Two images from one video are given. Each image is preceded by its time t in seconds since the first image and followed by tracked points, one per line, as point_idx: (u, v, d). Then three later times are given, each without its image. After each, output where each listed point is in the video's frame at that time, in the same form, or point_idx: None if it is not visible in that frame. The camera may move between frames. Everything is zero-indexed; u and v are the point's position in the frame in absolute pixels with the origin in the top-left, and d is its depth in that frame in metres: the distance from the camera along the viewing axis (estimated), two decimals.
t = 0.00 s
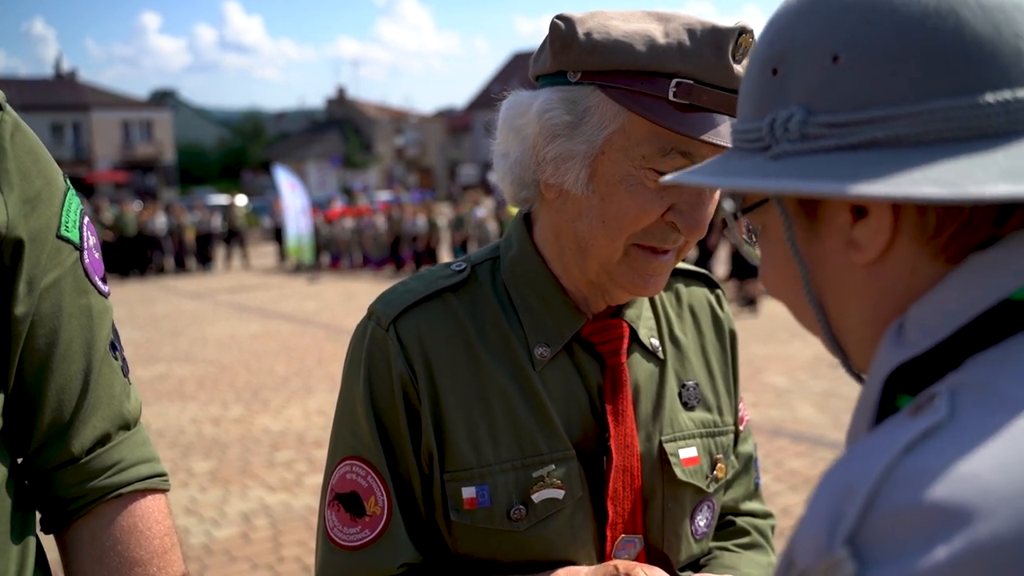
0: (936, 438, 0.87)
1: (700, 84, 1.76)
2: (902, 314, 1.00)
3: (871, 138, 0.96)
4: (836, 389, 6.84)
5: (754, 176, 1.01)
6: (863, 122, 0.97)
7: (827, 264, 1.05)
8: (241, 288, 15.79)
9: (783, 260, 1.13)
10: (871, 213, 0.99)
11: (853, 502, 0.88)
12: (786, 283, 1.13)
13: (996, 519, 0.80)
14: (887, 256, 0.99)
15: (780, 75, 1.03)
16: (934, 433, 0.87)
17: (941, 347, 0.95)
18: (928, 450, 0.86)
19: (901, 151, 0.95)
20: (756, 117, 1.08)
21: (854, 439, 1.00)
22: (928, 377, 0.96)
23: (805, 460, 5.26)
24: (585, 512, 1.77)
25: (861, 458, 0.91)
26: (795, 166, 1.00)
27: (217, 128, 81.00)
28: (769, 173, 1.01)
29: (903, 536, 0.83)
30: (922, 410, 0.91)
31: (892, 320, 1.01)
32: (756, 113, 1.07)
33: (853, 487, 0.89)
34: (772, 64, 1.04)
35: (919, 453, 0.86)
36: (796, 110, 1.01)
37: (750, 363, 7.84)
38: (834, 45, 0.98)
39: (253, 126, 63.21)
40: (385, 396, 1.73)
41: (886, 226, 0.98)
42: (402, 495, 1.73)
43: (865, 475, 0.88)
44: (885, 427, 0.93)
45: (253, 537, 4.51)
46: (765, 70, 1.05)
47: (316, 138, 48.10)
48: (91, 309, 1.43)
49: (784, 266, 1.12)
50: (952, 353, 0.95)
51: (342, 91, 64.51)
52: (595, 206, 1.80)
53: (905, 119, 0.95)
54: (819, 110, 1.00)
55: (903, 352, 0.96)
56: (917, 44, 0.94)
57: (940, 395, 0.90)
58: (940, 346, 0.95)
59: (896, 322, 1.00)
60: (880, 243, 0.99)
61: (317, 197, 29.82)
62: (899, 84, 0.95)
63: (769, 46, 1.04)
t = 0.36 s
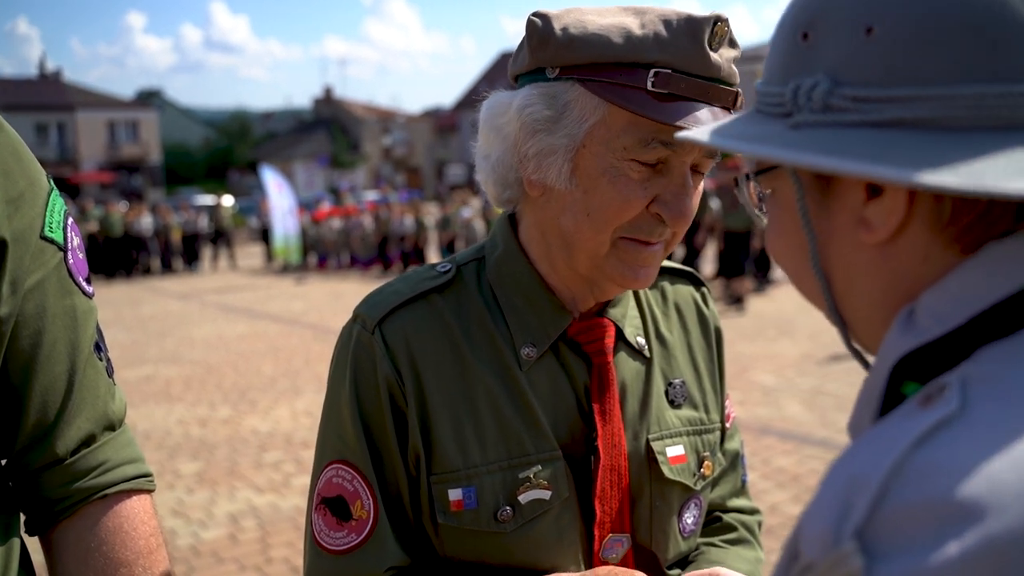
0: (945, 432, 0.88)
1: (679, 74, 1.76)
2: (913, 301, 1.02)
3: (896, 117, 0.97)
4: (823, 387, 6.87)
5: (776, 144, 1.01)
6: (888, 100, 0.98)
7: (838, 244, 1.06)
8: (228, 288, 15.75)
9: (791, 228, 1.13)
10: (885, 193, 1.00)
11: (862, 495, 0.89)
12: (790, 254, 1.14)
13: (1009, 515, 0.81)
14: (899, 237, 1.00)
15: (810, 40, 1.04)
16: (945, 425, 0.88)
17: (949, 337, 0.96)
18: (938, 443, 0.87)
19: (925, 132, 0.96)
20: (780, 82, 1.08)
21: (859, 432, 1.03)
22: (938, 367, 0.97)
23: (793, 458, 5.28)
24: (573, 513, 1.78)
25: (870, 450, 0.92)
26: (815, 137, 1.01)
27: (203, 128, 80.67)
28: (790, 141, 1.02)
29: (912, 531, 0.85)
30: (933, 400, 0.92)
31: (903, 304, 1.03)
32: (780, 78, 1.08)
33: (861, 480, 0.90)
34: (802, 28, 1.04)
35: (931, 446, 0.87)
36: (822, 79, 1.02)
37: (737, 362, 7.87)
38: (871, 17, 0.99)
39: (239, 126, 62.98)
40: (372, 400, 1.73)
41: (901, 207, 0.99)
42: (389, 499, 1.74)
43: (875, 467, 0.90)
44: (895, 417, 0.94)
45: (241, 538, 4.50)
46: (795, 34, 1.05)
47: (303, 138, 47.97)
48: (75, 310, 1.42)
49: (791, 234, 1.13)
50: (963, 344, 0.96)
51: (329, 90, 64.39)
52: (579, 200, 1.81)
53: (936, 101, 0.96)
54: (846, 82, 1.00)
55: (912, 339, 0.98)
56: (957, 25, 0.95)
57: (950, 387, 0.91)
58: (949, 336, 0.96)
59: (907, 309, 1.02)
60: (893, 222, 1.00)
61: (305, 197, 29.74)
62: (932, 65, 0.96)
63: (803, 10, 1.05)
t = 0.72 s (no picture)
0: (952, 426, 0.87)
1: (642, 55, 1.78)
2: (920, 289, 1.02)
3: (913, 103, 0.96)
4: (804, 384, 6.92)
5: (787, 123, 1.03)
6: (904, 84, 0.96)
7: (846, 227, 1.06)
8: (210, 290, 15.66)
9: (799, 210, 1.14)
10: (896, 179, 1.00)
11: (865, 491, 0.89)
12: (796, 234, 1.15)
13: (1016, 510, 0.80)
14: (911, 223, 1.00)
15: (831, 15, 1.03)
16: (951, 418, 0.88)
17: (955, 329, 0.96)
18: (945, 438, 0.87)
19: (941, 120, 0.94)
20: (799, 59, 1.08)
21: (858, 425, 1.05)
22: (943, 358, 0.97)
23: (775, 455, 5.32)
24: (555, 513, 1.78)
25: (876, 442, 0.92)
26: (828, 119, 1.01)
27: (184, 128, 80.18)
28: (802, 121, 1.02)
29: (917, 524, 0.85)
30: (937, 391, 0.92)
31: (909, 292, 1.03)
32: (798, 55, 1.08)
33: (865, 472, 0.91)
34: (823, 4, 1.04)
35: (936, 440, 0.87)
36: (840, 58, 1.01)
37: (720, 359, 7.91)
38: None
39: (221, 127, 62.66)
40: (353, 404, 1.73)
41: (912, 193, 0.99)
42: (372, 502, 1.74)
43: (880, 458, 0.90)
44: (900, 406, 0.94)
45: (223, 541, 4.48)
46: (816, 11, 1.05)
47: (286, 139, 47.85)
48: (52, 311, 1.42)
49: (801, 215, 1.14)
50: (968, 336, 0.96)
51: (311, 91, 64.18)
52: (554, 189, 1.82)
53: (957, 88, 0.93)
54: (863, 62, 0.99)
55: (917, 329, 0.98)
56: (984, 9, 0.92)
57: (958, 378, 0.91)
58: (955, 327, 0.96)
59: (914, 296, 1.01)
60: (903, 210, 1.00)
61: (287, 198, 29.65)
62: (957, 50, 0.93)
63: None
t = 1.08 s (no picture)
0: (953, 418, 0.88)
1: (614, 42, 1.77)
2: (928, 280, 1.03)
3: (925, 94, 0.97)
4: (788, 382, 6.96)
5: (805, 109, 1.03)
6: (918, 74, 0.97)
7: (853, 215, 1.07)
8: (193, 291, 15.57)
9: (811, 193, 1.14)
10: (904, 169, 1.01)
11: (863, 482, 0.90)
12: (803, 213, 1.16)
13: (1015, 504, 0.81)
14: (916, 213, 1.01)
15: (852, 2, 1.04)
16: (951, 411, 0.88)
17: (960, 321, 0.98)
18: (946, 431, 0.87)
19: (954, 112, 0.95)
20: (819, 42, 1.09)
21: (862, 413, 1.06)
22: (947, 350, 0.98)
23: (760, 452, 5.34)
24: (542, 510, 1.78)
25: (876, 431, 0.93)
26: (842, 104, 1.02)
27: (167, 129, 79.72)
28: (814, 105, 1.04)
29: (915, 514, 0.86)
30: (940, 384, 0.92)
31: (915, 283, 1.05)
32: (819, 37, 1.09)
33: (865, 462, 0.91)
34: None
35: (936, 432, 0.88)
36: (857, 44, 1.02)
37: (705, 358, 7.95)
38: None
39: (204, 127, 62.38)
40: (337, 402, 1.73)
41: (919, 182, 0.99)
42: (358, 502, 1.73)
43: (879, 450, 0.91)
44: (903, 400, 0.95)
45: (208, 542, 4.46)
46: None
47: (269, 139, 47.67)
48: (32, 310, 1.41)
49: (810, 198, 1.14)
50: (973, 329, 0.97)
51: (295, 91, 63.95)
52: (533, 180, 1.82)
53: (968, 81, 0.94)
54: (881, 50, 1.01)
55: (924, 319, 0.99)
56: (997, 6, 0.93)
57: (959, 371, 0.91)
58: (959, 320, 0.98)
59: (920, 288, 1.03)
60: (910, 201, 1.01)
61: (271, 198, 29.52)
62: (970, 45, 0.94)
63: None
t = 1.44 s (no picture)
0: (948, 386, 0.89)
1: (593, 35, 1.79)
2: (939, 261, 1.02)
3: (945, 79, 0.96)
4: (772, 380, 7.00)
5: (837, 87, 1.01)
6: (945, 58, 0.96)
7: (871, 192, 1.05)
8: (177, 292, 15.49)
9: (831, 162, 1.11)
10: (922, 147, 0.99)
11: (861, 441, 0.91)
12: (825, 188, 1.13)
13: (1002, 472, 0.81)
14: (929, 193, 1.00)
15: None
16: (946, 380, 0.89)
17: (963, 301, 0.98)
18: (940, 398, 0.88)
19: (978, 100, 0.95)
20: (856, 18, 1.06)
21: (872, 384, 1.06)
22: (948, 327, 1.00)
23: (745, 450, 5.37)
24: (526, 507, 1.79)
25: (879, 397, 0.93)
26: (868, 82, 1.01)
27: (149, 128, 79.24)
28: (837, 81, 1.02)
29: (904, 475, 0.86)
30: (938, 356, 0.93)
31: (927, 265, 1.04)
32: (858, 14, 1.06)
33: (861, 428, 0.92)
34: None
35: (929, 400, 0.89)
36: (890, 23, 1.00)
37: (689, 356, 7.98)
38: None
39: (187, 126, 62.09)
40: (320, 399, 1.73)
41: (932, 162, 0.99)
42: (342, 500, 1.73)
43: (876, 416, 0.91)
44: (901, 373, 0.95)
45: (193, 543, 4.44)
46: None
47: (253, 139, 47.50)
48: (16, 309, 1.41)
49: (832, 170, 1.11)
50: (976, 308, 0.98)
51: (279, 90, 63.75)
52: (514, 176, 1.83)
53: (989, 68, 0.94)
54: (912, 32, 0.99)
55: (928, 297, 0.99)
56: None
57: (955, 343, 0.93)
58: (963, 299, 0.98)
59: (930, 269, 1.02)
60: (922, 179, 1.00)
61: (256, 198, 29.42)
62: (995, 36, 0.94)
63: None
